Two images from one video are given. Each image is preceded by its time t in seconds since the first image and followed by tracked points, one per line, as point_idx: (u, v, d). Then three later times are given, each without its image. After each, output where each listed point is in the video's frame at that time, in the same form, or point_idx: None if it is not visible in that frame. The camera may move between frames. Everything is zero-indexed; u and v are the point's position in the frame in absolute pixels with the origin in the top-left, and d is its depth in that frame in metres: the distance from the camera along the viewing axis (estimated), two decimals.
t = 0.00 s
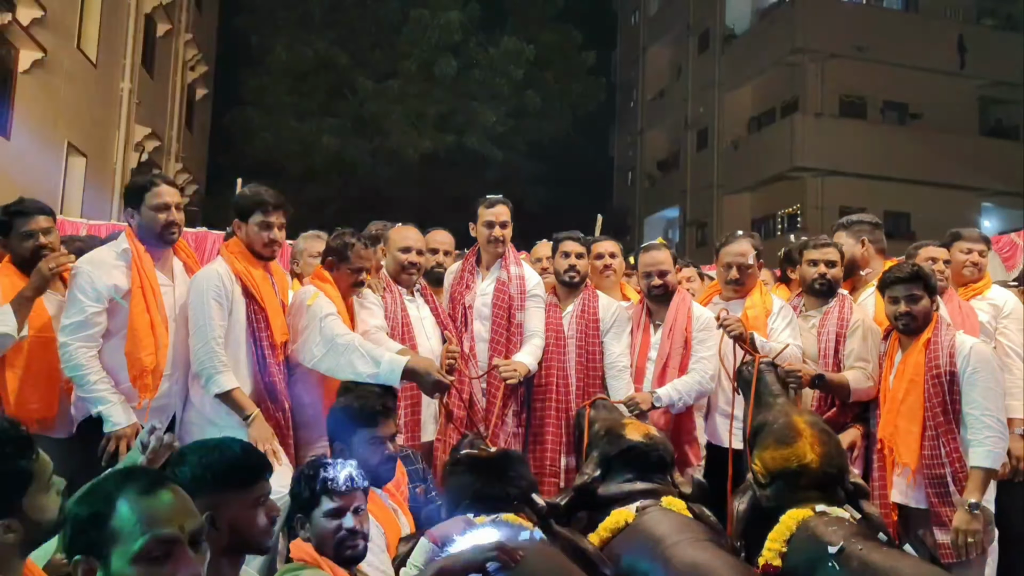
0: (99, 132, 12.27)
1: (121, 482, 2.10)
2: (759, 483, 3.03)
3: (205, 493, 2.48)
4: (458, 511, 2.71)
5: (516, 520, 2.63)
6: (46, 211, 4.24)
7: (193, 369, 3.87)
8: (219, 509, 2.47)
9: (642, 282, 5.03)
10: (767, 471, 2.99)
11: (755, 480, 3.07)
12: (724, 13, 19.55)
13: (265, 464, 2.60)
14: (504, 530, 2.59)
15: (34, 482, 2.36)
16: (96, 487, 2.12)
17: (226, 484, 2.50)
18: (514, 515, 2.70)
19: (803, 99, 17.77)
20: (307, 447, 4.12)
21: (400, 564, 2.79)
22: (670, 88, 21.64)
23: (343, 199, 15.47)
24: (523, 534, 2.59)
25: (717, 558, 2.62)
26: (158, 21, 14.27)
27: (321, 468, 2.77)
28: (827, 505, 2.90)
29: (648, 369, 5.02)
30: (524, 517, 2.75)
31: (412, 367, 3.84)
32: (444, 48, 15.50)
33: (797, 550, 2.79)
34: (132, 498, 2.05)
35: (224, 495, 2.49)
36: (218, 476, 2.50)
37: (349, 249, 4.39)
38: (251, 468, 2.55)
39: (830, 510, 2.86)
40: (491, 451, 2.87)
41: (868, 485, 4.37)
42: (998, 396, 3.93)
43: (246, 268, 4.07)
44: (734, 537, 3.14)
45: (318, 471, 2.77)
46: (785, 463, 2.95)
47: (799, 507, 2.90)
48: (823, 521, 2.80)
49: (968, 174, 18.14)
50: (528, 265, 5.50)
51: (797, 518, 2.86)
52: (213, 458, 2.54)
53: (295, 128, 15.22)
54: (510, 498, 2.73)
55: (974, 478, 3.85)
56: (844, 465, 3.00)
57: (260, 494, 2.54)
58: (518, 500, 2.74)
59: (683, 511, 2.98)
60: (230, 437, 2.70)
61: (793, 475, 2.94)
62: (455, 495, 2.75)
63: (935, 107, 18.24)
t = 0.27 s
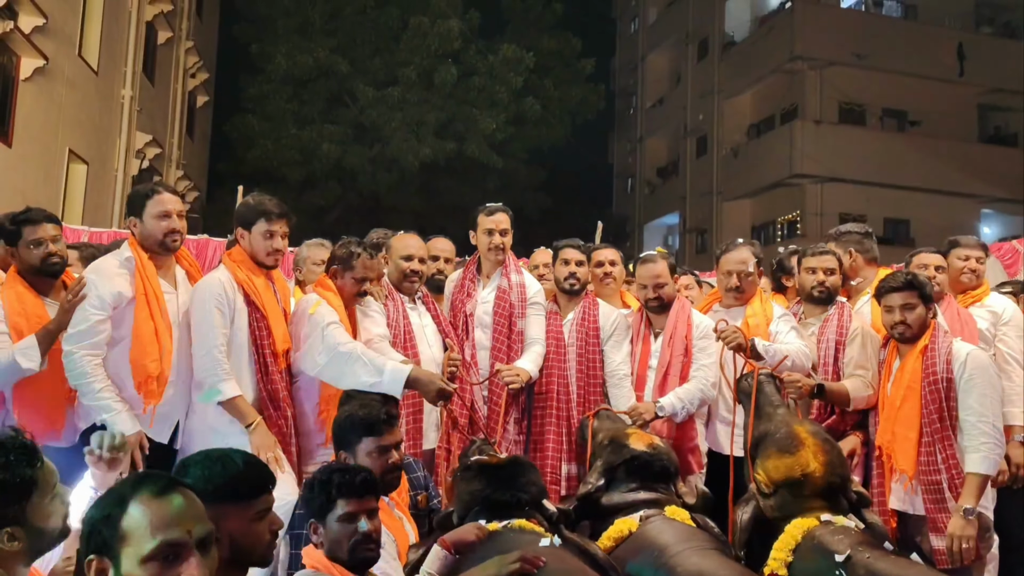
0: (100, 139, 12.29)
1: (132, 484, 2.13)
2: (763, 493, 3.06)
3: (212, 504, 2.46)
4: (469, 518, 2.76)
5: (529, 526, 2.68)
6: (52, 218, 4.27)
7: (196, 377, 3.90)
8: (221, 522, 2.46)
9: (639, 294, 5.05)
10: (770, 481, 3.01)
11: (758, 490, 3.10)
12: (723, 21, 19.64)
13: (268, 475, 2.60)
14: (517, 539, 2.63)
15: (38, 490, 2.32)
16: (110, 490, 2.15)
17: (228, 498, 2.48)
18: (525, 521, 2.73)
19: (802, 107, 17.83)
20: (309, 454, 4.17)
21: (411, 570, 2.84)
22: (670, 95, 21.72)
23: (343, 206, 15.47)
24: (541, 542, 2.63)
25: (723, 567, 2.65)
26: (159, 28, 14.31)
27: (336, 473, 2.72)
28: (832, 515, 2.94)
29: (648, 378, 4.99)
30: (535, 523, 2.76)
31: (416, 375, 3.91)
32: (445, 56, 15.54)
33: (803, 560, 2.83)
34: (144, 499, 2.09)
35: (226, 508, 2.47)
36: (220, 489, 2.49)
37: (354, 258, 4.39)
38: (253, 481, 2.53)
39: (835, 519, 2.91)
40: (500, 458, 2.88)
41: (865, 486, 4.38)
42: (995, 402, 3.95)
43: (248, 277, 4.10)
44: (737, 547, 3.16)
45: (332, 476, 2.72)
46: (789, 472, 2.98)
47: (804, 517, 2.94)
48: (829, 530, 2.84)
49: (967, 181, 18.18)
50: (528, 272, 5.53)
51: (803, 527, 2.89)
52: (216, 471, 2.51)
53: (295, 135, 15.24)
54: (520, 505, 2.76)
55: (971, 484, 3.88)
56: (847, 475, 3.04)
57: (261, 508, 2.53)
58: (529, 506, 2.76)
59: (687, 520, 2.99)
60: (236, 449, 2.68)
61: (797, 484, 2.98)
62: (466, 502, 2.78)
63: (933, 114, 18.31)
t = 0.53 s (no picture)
0: (103, 146, 12.34)
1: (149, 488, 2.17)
2: (768, 501, 3.05)
3: (223, 510, 2.50)
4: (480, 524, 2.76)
5: (540, 533, 2.69)
6: (61, 225, 4.31)
7: (202, 384, 3.92)
8: (231, 531, 2.49)
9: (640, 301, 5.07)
10: (775, 489, 3.01)
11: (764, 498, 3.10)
12: (724, 27, 19.71)
13: (277, 482, 2.62)
14: (527, 544, 2.64)
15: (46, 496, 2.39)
16: (129, 493, 2.19)
17: (237, 507, 2.51)
18: (536, 528, 2.75)
19: (803, 112, 17.87)
20: (314, 462, 4.20)
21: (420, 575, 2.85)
22: (671, 101, 21.78)
23: (345, 212, 15.52)
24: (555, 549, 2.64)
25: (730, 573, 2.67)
26: (162, 36, 14.37)
27: (356, 473, 2.75)
28: (839, 521, 2.96)
29: (651, 385, 5.03)
30: (545, 530, 2.79)
31: (424, 384, 3.95)
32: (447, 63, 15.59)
33: (811, 568, 2.85)
34: (160, 504, 2.12)
35: (235, 517, 2.50)
36: (230, 499, 2.51)
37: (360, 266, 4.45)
38: (262, 490, 2.56)
39: (842, 526, 2.92)
40: (512, 465, 2.92)
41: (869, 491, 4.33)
42: (997, 407, 3.99)
43: (254, 284, 4.13)
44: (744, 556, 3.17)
45: (353, 475, 2.75)
46: (794, 480, 2.97)
47: (811, 524, 2.95)
48: (836, 537, 2.86)
49: (969, 186, 18.20)
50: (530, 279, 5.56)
51: (810, 535, 2.90)
52: (226, 478, 2.54)
53: (297, 142, 15.30)
54: (531, 511, 2.77)
55: (974, 489, 3.90)
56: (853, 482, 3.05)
57: (270, 517, 2.56)
58: (539, 513, 2.78)
59: (694, 528, 3.02)
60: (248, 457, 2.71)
61: (801, 492, 2.96)
62: (476, 509, 2.80)
63: (934, 119, 18.35)
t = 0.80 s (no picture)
0: (107, 152, 12.37)
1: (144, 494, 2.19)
2: (775, 506, 3.06)
3: (228, 514, 2.43)
4: (485, 529, 2.76)
5: (543, 538, 2.68)
6: (66, 231, 4.31)
7: (207, 389, 3.92)
8: (243, 532, 2.45)
9: (643, 304, 5.05)
10: (782, 495, 3.01)
11: (771, 504, 3.10)
12: (726, 31, 19.75)
13: (282, 486, 2.62)
14: (533, 551, 2.64)
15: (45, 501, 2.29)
16: (120, 505, 2.19)
17: (248, 508, 2.49)
18: (541, 533, 2.74)
19: (806, 116, 17.88)
20: (318, 469, 4.16)
21: None
22: (673, 105, 21.79)
23: (348, 217, 15.54)
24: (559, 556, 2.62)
25: None
26: (165, 42, 14.40)
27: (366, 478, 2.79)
28: (845, 526, 2.95)
29: (654, 390, 5.04)
30: (550, 535, 2.78)
31: (428, 391, 3.94)
32: (449, 67, 15.60)
33: (818, 572, 2.83)
34: (159, 507, 2.14)
35: (245, 519, 2.46)
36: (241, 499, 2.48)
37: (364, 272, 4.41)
38: (270, 492, 2.55)
39: (848, 531, 2.91)
40: (517, 471, 2.93)
41: (872, 493, 4.33)
42: (1003, 411, 3.97)
43: (258, 290, 4.13)
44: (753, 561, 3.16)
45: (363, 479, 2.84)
46: (801, 485, 2.97)
47: (819, 530, 2.94)
48: (843, 542, 2.86)
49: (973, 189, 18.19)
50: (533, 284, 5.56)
51: (817, 540, 2.90)
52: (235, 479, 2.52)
53: (300, 147, 15.33)
54: (536, 516, 2.77)
55: (980, 493, 3.88)
56: (859, 487, 3.04)
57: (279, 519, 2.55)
58: (543, 518, 2.78)
59: (702, 533, 3.01)
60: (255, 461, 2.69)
61: (809, 498, 2.97)
62: (482, 514, 2.81)
63: (937, 123, 18.35)
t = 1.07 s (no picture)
0: (111, 157, 12.39)
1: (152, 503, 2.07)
2: (781, 512, 3.00)
3: (233, 518, 2.50)
4: (491, 533, 2.78)
5: (548, 544, 2.68)
6: (70, 237, 4.34)
7: (212, 395, 3.94)
8: (247, 535, 2.49)
9: (647, 308, 5.07)
10: (788, 500, 2.95)
11: (777, 508, 3.04)
12: (729, 35, 19.75)
13: (288, 491, 2.61)
14: (538, 556, 2.63)
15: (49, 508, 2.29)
16: (124, 515, 2.07)
17: (252, 510, 2.51)
18: (546, 538, 2.73)
19: (809, 119, 17.86)
20: (322, 472, 4.19)
21: None
22: (676, 109, 21.79)
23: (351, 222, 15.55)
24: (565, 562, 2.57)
25: None
26: (169, 47, 14.43)
27: (374, 484, 2.77)
28: (850, 531, 2.94)
29: (657, 394, 5.02)
30: (555, 540, 2.77)
31: (431, 398, 3.93)
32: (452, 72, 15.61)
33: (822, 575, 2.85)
34: (171, 516, 2.03)
35: (247, 522, 2.50)
36: (245, 501, 2.52)
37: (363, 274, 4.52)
38: (279, 496, 2.57)
39: (853, 535, 2.91)
40: (521, 476, 2.93)
41: (878, 497, 4.37)
42: (1007, 414, 3.97)
43: (264, 295, 4.15)
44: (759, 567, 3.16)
45: (371, 486, 2.76)
46: (808, 490, 2.91)
47: (824, 534, 2.92)
48: (848, 546, 2.86)
49: (977, 192, 18.15)
50: (536, 288, 5.58)
51: (822, 544, 2.89)
52: (244, 482, 2.57)
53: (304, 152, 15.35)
54: (540, 521, 2.77)
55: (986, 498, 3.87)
56: (865, 491, 3.01)
57: (287, 522, 2.56)
58: (548, 523, 2.78)
59: (705, 537, 3.02)
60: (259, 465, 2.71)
61: (816, 503, 2.92)
62: (487, 519, 2.81)
63: (941, 125, 18.33)
